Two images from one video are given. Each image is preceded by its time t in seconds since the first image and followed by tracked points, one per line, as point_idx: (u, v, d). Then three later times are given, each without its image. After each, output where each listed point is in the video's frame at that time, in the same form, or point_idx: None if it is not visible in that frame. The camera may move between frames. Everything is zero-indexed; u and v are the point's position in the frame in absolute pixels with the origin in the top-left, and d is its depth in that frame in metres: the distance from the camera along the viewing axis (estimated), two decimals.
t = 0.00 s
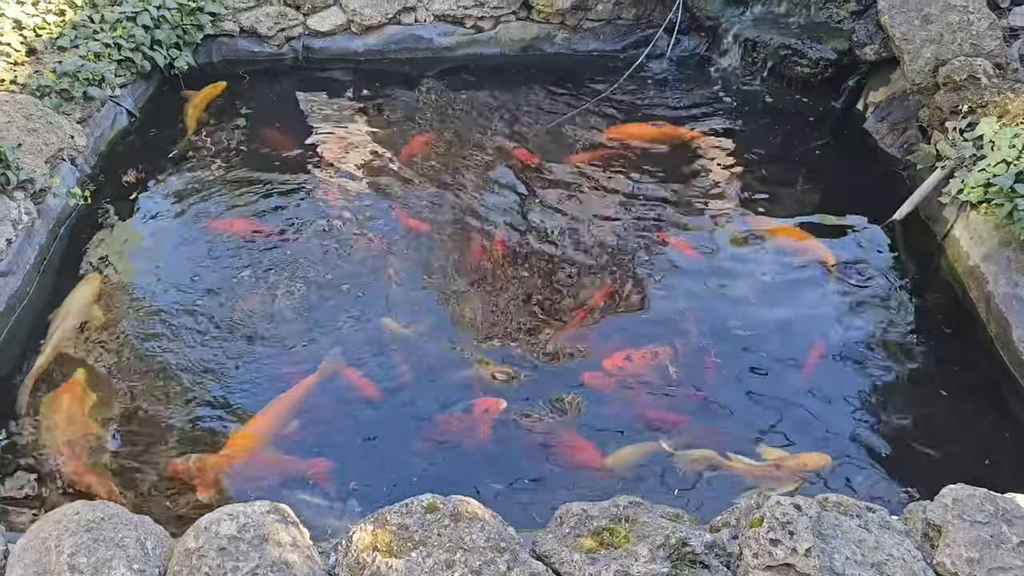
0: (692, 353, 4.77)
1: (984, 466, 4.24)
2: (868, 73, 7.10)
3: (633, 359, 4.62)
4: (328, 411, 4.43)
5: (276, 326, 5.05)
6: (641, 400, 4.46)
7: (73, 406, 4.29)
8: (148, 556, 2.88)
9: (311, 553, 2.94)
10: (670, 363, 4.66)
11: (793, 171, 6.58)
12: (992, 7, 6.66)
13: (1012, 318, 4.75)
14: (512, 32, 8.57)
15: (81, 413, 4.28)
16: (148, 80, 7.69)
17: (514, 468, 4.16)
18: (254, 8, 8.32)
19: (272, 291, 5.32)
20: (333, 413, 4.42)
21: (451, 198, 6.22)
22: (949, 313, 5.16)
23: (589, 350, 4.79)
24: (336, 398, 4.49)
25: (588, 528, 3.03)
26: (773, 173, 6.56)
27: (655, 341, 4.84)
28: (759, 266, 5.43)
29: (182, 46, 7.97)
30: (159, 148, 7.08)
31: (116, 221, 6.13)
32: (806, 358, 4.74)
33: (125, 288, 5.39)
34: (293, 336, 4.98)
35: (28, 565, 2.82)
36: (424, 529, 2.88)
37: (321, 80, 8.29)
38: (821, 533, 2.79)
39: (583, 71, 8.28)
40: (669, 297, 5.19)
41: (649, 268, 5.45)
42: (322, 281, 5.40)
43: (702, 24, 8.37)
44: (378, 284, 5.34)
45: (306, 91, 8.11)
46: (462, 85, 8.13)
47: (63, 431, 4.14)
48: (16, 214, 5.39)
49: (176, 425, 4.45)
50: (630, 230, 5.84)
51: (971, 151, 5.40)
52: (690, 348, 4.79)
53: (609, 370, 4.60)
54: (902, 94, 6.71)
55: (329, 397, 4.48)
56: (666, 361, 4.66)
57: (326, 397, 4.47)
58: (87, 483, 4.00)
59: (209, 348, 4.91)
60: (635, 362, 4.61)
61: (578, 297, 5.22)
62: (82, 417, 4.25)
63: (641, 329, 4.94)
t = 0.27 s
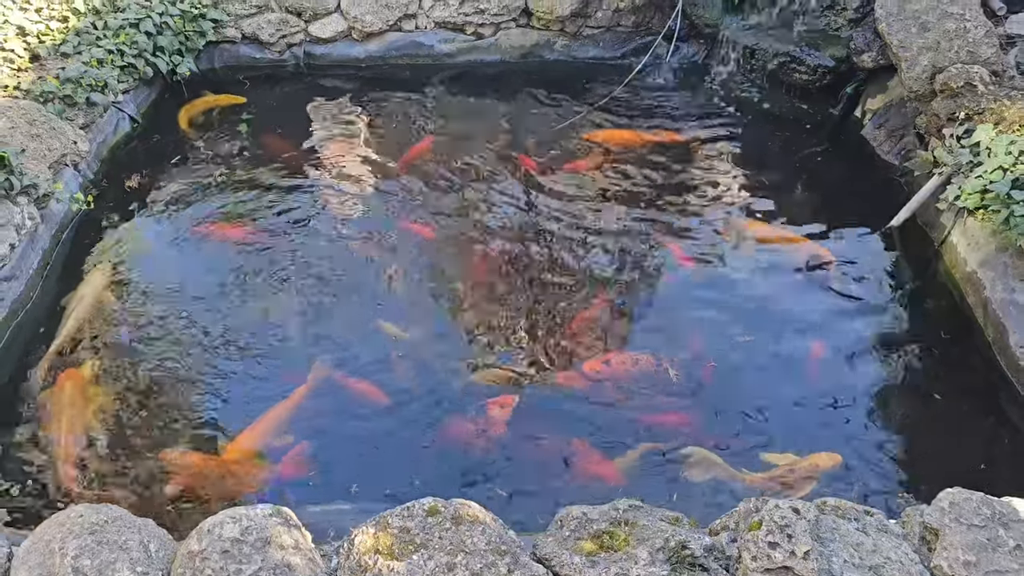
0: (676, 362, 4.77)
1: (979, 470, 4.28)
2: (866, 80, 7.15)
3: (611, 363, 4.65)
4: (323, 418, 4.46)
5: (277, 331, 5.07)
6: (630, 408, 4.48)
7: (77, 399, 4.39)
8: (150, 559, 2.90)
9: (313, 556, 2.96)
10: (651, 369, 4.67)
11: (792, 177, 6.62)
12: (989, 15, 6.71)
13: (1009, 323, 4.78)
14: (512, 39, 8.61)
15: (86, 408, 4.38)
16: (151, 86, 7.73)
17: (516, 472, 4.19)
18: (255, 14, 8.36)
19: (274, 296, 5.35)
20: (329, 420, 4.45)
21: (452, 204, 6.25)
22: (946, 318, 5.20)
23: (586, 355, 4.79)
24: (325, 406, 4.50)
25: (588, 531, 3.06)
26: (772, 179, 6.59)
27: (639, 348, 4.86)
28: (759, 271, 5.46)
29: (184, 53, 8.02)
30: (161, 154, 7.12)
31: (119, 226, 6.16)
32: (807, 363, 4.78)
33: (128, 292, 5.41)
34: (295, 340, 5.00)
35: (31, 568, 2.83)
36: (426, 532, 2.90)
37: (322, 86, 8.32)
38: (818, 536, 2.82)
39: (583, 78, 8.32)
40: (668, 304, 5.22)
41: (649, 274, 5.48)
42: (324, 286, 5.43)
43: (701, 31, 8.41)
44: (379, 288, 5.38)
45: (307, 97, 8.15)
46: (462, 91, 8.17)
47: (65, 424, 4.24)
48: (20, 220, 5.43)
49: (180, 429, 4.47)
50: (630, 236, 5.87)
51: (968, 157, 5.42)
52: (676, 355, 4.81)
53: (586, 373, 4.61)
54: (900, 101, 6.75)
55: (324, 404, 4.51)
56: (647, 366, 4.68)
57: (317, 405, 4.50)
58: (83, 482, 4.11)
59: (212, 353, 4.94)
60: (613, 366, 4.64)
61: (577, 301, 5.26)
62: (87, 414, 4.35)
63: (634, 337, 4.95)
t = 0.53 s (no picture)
0: (651, 373, 4.70)
1: (973, 474, 4.31)
2: (861, 87, 7.21)
3: (587, 373, 4.62)
4: (316, 425, 4.47)
5: (275, 336, 5.08)
6: (619, 416, 4.50)
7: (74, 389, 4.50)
8: (149, 563, 2.91)
9: (312, 560, 2.97)
10: (625, 381, 4.64)
11: (787, 183, 6.66)
12: (982, 22, 6.77)
13: (1004, 328, 4.80)
14: (509, 46, 8.65)
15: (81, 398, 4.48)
16: (149, 92, 7.76)
17: (514, 477, 4.20)
18: (253, 21, 8.39)
19: (272, 302, 5.37)
20: (321, 426, 4.46)
21: (449, 210, 6.28)
22: (940, 324, 5.23)
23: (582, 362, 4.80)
24: (316, 413, 4.53)
25: (585, 535, 3.07)
26: (768, 185, 6.63)
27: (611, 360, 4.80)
28: (756, 277, 5.49)
29: (182, 59, 8.05)
30: (159, 160, 7.14)
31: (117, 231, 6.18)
32: (804, 369, 4.80)
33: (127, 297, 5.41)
34: (293, 345, 5.01)
35: (29, 573, 2.84)
36: (423, 536, 2.91)
37: (320, 92, 8.35)
38: (814, 540, 2.84)
39: (580, 85, 8.36)
40: (663, 309, 5.24)
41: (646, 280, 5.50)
42: (321, 291, 5.44)
43: (697, 39, 8.44)
44: (377, 293, 5.40)
45: (304, 103, 8.17)
46: (459, 98, 8.20)
47: (57, 412, 4.36)
48: (18, 225, 5.45)
49: (178, 434, 4.48)
50: (627, 241, 5.90)
51: (962, 164, 5.46)
52: (652, 366, 4.72)
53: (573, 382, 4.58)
54: (895, 107, 6.79)
55: (317, 411, 4.54)
56: (621, 377, 4.64)
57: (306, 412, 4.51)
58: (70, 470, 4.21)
59: (210, 358, 4.95)
60: (589, 377, 4.60)
61: (573, 306, 5.28)
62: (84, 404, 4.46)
63: (626, 343, 4.97)
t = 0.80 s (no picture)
0: (624, 382, 4.70)
1: (967, 478, 4.32)
2: (857, 92, 7.23)
3: (560, 384, 4.59)
4: (309, 429, 4.47)
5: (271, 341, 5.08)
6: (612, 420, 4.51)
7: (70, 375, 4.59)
8: (144, 569, 2.90)
9: (308, 566, 2.95)
10: (598, 390, 4.63)
11: (783, 189, 6.67)
12: (977, 29, 6.80)
13: (999, 334, 4.80)
14: (506, 51, 8.67)
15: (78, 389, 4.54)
16: (145, 97, 7.76)
17: (510, 481, 4.21)
18: (251, 26, 8.41)
19: (267, 307, 5.36)
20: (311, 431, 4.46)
21: (446, 215, 6.28)
22: (935, 329, 5.24)
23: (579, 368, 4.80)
24: (307, 418, 4.53)
25: (582, 541, 3.06)
26: (764, 191, 6.64)
27: (581, 368, 4.78)
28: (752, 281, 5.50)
29: (179, 64, 8.05)
30: (156, 165, 7.14)
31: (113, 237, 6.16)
32: (800, 374, 4.80)
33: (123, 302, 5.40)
34: (289, 350, 5.01)
35: None
36: (420, 542, 2.90)
37: (317, 97, 8.36)
38: (812, 545, 2.84)
39: (576, 90, 8.37)
40: (659, 313, 5.25)
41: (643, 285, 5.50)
42: (317, 296, 5.44)
43: (694, 44, 8.43)
44: (374, 297, 5.41)
45: (301, 108, 8.18)
46: (456, 103, 8.21)
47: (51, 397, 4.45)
48: (14, 230, 5.45)
49: (172, 439, 4.47)
50: (624, 246, 5.90)
51: (957, 169, 5.48)
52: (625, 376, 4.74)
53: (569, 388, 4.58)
54: (890, 113, 6.81)
55: (310, 415, 4.54)
56: (593, 388, 4.63)
57: (295, 417, 4.51)
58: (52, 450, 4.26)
59: (205, 363, 4.94)
60: (562, 387, 4.58)
61: (569, 311, 5.28)
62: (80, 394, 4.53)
63: (619, 347, 4.97)
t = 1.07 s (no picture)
0: (604, 388, 4.71)
1: (962, 481, 4.34)
2: (854, 98, 7.25)
3: (536, 390, 4.58)
4: (303, 434, 4.47)
5: (269, 345, 5.07)
6: (607, 425, 4.52)
7: (68, 373, 4.69)
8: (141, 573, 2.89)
9: (305, 571, 2.95)
10: (577, 396, 4.65)
11: (780, 194, 6.69)
12: (973, 35, 6.84)
13: (995, 339, 4.82)
14: (505, 55, 8.69)
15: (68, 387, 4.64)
16: (144, 100, 7.77)
17: (507, 484, 4.22)
18: (249, 29, 8.42)
19: (265, 310, 5.36)
20: (304, 435, 4.46)
21: (444, 219, 6.29)
22: (931, 335, 5.26)
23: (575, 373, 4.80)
24: (300, 423, 4.53)
25: (579, 546, 3.06)
26: (761, 196, 6.66)
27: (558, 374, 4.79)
28: (748, 286, 5.52)
29: (178, 67, 8.06)
30: (154, 168, 7.14)
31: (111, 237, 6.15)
32: (797, 379, 4.82)
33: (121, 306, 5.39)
34: (287, 354, 5.01)
35: None
36: (417, 546, 2.90)
37: (315, 100, 8.37)
38: (808, 551, 2.84)
39: (575, 95, 8.39)
40: (653, 318, 5.26)
41: (640, 290, 5.51)
42: (314, 300, 5.44)
43: (692, 50, 8.47)
44: (371, 301, 5.40)
45: (299, 111, 8.19)
46: (454, 107, 8.22)
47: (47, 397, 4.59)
48: (12, 232, 5.45)
49: (169, 443, 4.46)
50: (622, 251, 5.91)
51: (954, 175, 5.51)
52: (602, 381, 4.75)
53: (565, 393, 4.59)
54: (887, 118, 6.83)
55: (303, 421, 4.55)
56: (571, 393, 4.65)
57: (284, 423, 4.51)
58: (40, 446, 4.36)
59: (202, 366, 4.94)
60: (538, 395, 4.57)
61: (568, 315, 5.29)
62: (76, 391, 4.61)
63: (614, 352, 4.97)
